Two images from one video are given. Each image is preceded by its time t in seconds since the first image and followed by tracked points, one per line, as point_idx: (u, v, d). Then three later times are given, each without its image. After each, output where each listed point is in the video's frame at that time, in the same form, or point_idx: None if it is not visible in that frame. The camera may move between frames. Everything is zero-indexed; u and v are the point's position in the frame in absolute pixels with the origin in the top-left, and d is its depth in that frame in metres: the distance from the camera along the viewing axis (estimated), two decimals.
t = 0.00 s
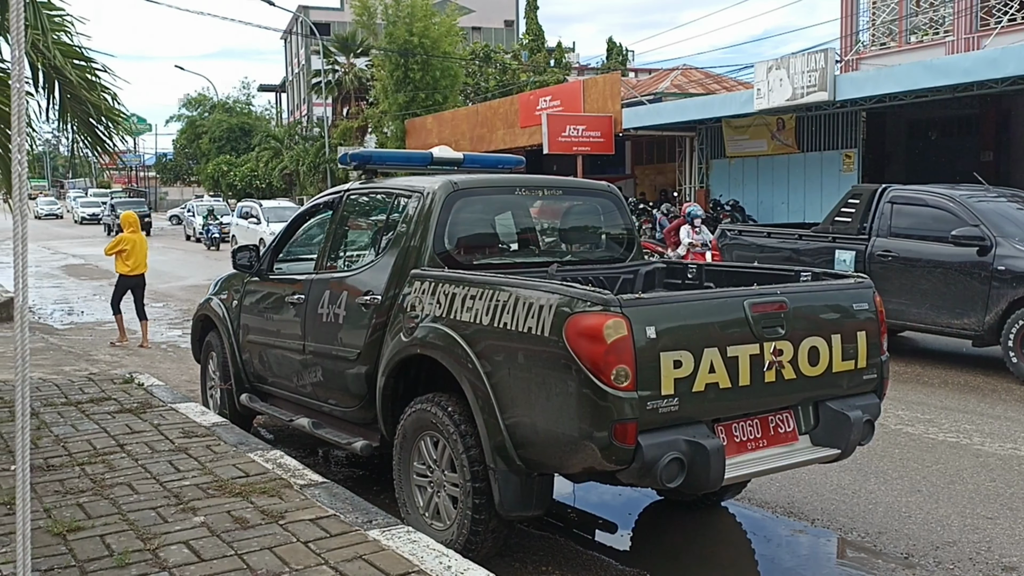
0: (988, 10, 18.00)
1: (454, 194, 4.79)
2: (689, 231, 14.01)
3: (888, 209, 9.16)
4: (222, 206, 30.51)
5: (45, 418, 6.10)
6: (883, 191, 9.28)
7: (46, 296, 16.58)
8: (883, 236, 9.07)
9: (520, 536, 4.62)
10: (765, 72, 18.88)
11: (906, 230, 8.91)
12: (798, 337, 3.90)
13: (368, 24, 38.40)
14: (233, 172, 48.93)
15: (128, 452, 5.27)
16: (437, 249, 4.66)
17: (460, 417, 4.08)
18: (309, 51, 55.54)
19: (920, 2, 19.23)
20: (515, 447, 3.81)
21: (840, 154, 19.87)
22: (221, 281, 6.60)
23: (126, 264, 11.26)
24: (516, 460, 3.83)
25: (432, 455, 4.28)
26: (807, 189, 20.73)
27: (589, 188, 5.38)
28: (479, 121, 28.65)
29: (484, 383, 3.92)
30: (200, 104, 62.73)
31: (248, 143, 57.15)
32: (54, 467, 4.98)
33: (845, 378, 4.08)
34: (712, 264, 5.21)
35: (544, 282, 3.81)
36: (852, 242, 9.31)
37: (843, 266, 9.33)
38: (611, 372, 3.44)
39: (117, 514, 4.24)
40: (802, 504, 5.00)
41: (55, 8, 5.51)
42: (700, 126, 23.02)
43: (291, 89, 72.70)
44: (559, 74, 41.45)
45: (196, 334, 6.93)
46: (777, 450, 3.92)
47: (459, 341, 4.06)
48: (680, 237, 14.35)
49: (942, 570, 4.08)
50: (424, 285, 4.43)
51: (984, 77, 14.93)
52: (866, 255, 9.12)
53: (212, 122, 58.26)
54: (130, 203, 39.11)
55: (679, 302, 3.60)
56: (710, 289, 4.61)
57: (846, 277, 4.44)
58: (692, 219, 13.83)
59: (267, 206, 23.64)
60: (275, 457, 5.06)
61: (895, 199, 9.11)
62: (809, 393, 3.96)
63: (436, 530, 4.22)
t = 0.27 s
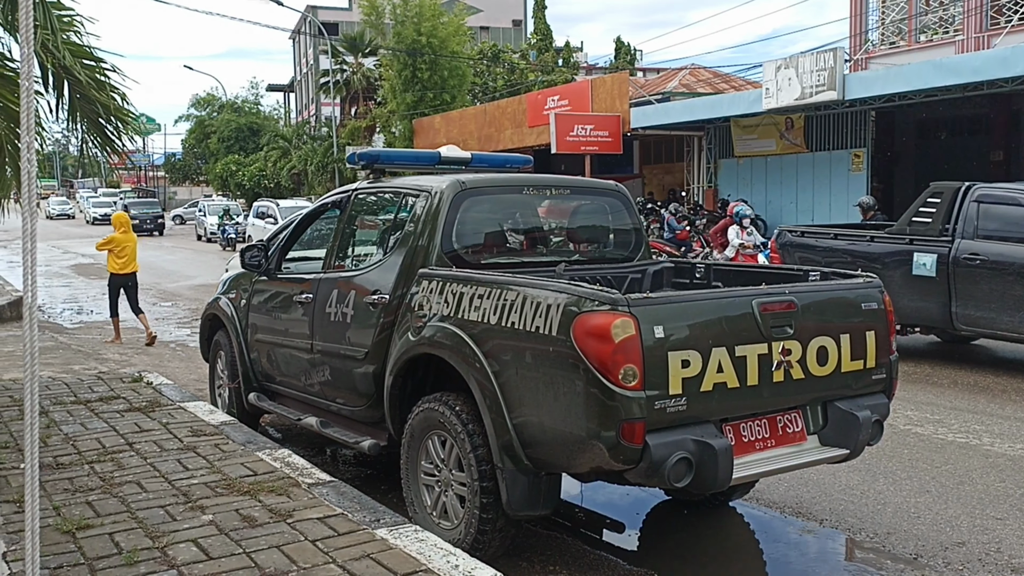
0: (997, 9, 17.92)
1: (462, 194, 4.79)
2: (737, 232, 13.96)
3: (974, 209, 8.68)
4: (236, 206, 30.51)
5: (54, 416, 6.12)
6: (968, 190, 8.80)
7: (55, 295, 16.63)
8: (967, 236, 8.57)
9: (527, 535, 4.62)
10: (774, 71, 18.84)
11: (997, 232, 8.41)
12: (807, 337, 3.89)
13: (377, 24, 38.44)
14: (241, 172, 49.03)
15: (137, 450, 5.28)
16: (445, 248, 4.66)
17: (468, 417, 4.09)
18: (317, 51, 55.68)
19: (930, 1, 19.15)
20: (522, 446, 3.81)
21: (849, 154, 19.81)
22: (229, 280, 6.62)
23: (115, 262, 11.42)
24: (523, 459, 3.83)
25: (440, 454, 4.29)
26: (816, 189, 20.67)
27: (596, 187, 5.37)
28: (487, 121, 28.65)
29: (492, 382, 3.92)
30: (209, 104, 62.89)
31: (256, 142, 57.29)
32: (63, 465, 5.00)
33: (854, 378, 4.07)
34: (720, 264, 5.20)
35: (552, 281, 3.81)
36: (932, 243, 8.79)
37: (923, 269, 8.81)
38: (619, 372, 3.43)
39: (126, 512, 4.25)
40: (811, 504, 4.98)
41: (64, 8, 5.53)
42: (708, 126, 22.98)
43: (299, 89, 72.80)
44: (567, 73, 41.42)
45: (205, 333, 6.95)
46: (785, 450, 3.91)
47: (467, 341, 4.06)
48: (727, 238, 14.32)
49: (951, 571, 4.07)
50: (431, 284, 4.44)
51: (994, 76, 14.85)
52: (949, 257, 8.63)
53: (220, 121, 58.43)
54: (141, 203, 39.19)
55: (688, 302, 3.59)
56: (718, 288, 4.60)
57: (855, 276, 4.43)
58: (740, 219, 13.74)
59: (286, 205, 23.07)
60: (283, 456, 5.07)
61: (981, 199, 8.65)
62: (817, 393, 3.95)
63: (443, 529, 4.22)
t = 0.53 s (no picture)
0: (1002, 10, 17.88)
1: (466, 194, 4.79)
2: (787, 233, 11.43)
3: None
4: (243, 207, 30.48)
5: (59, 416, 6.13)
6: None
7: (61, 296, 16.65)
8: None
9: (531, 536, 4.62)
10: (778, 72, 18.84)
11: None
12: (811, 338, 3.88)
13: (381, 25, 38.45)
14: (246, 172, 49.06)
15: (142, 450, 5.29)
16: (449, 248, 4.67)
17: (472, 417, 4.09)
18: (321, 51, 55.72)
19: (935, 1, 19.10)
20: (526, 446, 3.81)
21: (854, 154, 19.78)
22: (233, 280, 6.62)
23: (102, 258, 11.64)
24: (527, 460, 3.82)
25: (443, 454, 4.29)
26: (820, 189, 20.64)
27: (600, 188, 5.37)
28: (491, 121, 28.64)
29: (495, 382, 3.92)
30: (214, 104, 62.97)
31: (261, 143, 57.33)
32: (68, 464, 5.01)
33: (858, 378, 4.06)
34: (724, 264, 5.20)
35: (556, 282, 3.81)
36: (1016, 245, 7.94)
37: (1008, 274, 7.93)
38: (623, 372, 3.43)
39: (131, 511, 4.26)
40: (815, 505, 4.98)
41: (69, 9, 5.54)
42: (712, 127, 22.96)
43: (303, 90, 72.87)
44: (571, 74, 41.38)
45: (209, 333, 6.97)
46: (790, 451, 3.90)
47: (471, 341, 4.06)
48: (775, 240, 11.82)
49: (956, 572, 4.06)
50: (435, 284, 4.44)
51: (999, 76, 14.81)
52: None
53: (225, 122, 58.49)
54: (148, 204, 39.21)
55: (692, 302, 3.59)
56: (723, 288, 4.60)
57: (859, 277, 4.42)
58: (791, 221, 11.29)
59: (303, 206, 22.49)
60: (287, 456, 5.08)
61: None
62: (821, 393, 3.94)
63: (447, 529, 4.22)
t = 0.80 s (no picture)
0: (1005, 11, 17.86)
1: (468, 195, 4.79)
2: (844, 237, 10.69)
3: None
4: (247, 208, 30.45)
5: (61, 417, 6.13)
6: None
7: (63, 297, 16.66)
8: None
9: (533, 537, 4.61)
10: (780, 73, 18.88)
11: None
12: (813, 339, 3.88)
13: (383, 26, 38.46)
14: (248, 173, 49.04)
15: (144, 450, 5.29)
16: (451, 249, 4.66)
17: (473, 418, 4.08)
18: (324, 52, 55.73)
19: (937, 2, 19.09)
20: (528, 447, 3.81)
21: (857, 155, 19.77)
22: (236, 281, 6.63)
23: (90, 252, 11.84)
24: (529, 461, 3.82)
25: (445, 455, 4.28)
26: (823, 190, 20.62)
27: (603, 188, 5.36)
28: (493, 122, 28.63)
29: (497, 383, 3.92)
30: (216, 106, 63.04)
31: (263, 144, 57.34)
32: (70, 465, 5.01)
33: (860, 379, 4.06)
34: (727, 265, 5.19)
35: (558, 282, 3.81)
36: None
37: None
38: (625, 372, 3.43)
39: (132, 512, 4.26)
40: (817, 506, 4.97)
41: (72, 10, 5.55)
42: (715, 127, 22.94)
43: (306, 91, 72.90)
44: (574, 75, 41.38)
45: (211, 334, 6.97)
46: (792, 452, 3.90)
47: (473, 342, 4.06)
48: (831, 244, 11.21)
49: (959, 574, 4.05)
50: (437, 285, 4.44)
51: (1002, 77, 14.79)
52: None
53: (227, 123, 58.51)
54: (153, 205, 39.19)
55: (694, 303, 3.59)
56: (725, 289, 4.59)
57: (862, 278, 4.41)
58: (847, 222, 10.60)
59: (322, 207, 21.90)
60: (289, 457, 5.08)
61: None
62: (824, 394, 3.94)
63: (449, 530, 4.22)
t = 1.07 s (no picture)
0: (1008, 12, 17.83)
1: (470, 196, 4.78)
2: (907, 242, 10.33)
3: None
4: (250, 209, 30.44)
5: (63, 418, 6.14)
6: None
7: (66, 298, 16.66)
8: None
9: (535, 538, 4.61)
10: (782, 74, 18.92)
11: None
12: (815, 340, 3.88)
13: (386, 27, 38.47)
14: (251, 174, 49.10)
15: (145, 451, 5.30)
16: (453, 250, 4.67)
17: (475, 419, 4.09)
18: (326, 53, 55.78)
19: (940, 3, 19.09)
20: (529, 448, 3.81)
21: (859, 156, 19.76)
22: (238, 282, 6.63)
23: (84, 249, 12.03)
24: (531, 462, 3.82)
25: (447, 456, 4.28)
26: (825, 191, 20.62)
27: (605, 190, 5.36)
28: (496, 123, 28.63)
29: (499, 385, 3.92)
30: (219, 107, 63.08)
31: (266, 145, 57.41)
32: (72, 466, 5.01)
33: (863, 381, 4.05)
34: (729, 266, 5.19)
35: (560, 284, 3.80)
36: None
37: None
38: (627, 373, 3.43)
39: (134, 513, 4.26)
40: (819, 507, 4.97)
41: (74, 11, 5.55)
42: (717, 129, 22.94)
43: (308, 92, 72.90)
44: (576, 76, 41.39)
45: (213, 335, 6.97)
46: (794, 453, 3.89)
47: (474, 343, 4.06)
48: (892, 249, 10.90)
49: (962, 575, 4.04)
50: (439, 286, 4.44)
51: (1004, 78, 14.78)
52: None
53: (230, 124, 58.59)
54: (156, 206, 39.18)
55: (695, 304, 3.58)
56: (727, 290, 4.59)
57: (864, 279, 4.40)
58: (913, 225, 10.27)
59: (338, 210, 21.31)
60: (290, 458, 5.08)
61: None
62: (826, 395, 3.93)
63: (451, 531, 4.22)
